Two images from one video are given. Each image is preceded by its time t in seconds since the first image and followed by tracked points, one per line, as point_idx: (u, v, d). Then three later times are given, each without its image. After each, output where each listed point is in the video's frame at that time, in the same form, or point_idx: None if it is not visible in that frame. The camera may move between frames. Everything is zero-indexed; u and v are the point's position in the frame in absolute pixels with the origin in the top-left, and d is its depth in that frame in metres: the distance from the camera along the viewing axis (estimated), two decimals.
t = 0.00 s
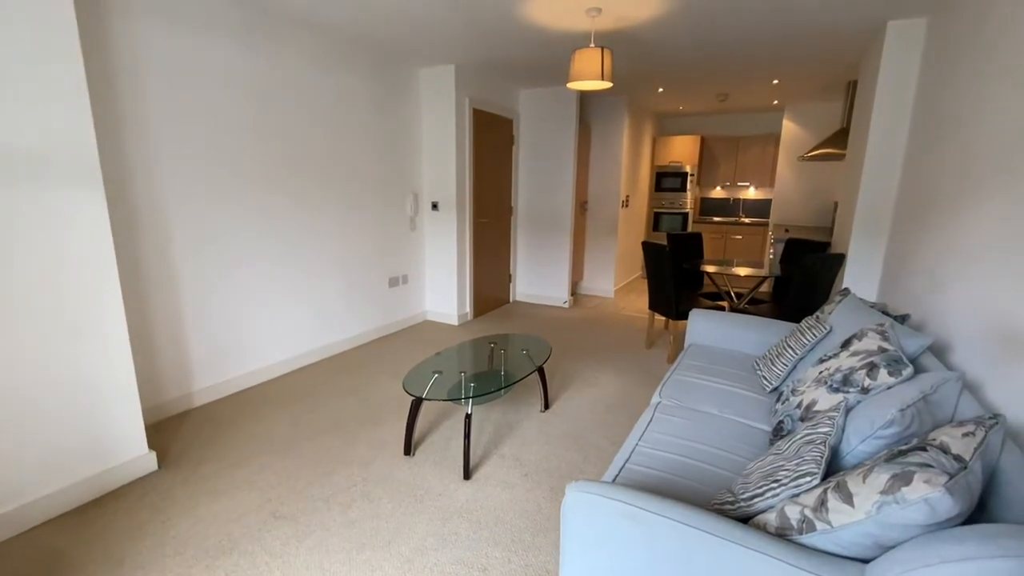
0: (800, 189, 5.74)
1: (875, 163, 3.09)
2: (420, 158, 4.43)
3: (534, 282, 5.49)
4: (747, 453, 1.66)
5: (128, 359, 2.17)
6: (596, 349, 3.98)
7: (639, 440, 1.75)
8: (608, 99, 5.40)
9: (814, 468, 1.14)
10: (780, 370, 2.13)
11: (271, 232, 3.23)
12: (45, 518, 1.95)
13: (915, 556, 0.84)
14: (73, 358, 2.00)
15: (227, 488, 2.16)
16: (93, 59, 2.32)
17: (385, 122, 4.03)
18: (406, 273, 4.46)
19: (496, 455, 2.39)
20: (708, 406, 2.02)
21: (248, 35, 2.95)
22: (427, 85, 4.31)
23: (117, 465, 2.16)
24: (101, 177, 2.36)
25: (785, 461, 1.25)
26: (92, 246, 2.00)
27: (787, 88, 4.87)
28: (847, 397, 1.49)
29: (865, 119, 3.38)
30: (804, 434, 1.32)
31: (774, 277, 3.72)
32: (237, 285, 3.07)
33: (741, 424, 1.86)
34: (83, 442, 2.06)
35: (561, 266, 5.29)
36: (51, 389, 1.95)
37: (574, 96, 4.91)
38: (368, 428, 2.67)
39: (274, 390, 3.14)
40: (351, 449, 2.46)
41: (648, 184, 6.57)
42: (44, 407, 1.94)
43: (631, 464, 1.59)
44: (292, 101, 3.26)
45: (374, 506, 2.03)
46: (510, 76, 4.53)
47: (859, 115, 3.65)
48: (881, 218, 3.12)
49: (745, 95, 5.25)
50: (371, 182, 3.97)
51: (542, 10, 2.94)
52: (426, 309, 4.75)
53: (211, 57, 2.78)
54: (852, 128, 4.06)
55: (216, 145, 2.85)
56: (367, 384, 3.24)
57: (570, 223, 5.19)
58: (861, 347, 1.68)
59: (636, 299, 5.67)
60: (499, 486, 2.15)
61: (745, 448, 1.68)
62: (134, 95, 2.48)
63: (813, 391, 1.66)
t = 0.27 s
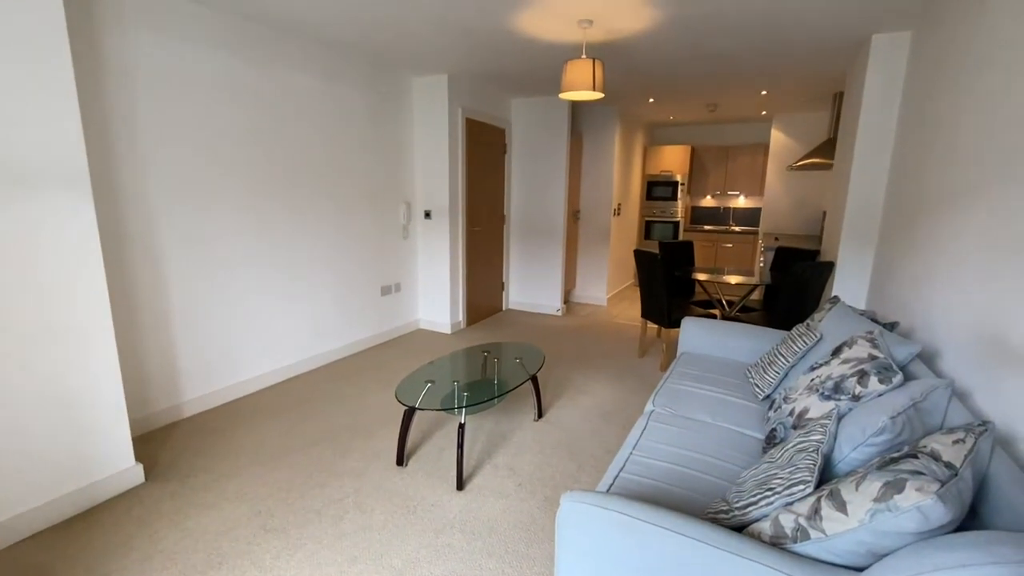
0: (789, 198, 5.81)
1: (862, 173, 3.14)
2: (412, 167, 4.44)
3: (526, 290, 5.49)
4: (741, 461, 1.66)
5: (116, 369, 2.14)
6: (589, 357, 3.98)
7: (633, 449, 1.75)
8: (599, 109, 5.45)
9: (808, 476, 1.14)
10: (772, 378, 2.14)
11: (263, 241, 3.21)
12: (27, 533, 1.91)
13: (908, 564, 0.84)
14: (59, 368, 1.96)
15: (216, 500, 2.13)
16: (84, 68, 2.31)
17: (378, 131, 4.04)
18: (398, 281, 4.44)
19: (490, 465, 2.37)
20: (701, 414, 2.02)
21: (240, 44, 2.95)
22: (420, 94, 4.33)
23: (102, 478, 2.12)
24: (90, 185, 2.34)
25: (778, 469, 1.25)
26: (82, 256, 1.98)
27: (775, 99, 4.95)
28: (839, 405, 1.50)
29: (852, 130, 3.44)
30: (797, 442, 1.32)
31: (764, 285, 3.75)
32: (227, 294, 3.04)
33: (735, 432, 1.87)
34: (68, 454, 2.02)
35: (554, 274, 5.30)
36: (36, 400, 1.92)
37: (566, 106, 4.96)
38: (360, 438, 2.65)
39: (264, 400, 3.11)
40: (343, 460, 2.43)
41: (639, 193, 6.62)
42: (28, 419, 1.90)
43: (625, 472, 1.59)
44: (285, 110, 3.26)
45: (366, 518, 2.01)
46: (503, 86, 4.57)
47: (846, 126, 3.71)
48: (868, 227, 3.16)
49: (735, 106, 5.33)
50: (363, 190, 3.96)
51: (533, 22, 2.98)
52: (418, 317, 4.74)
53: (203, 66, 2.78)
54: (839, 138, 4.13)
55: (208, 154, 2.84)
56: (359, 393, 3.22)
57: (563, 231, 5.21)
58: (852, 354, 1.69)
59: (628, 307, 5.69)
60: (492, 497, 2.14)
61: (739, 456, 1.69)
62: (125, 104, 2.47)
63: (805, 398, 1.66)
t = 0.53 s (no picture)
0: (773, 204, 5.90)
1: (846, 180, 3.19)
2: (400, 173, 4.41)
3: (515, 297, 5.48)
4: (734, 469, 1.66)
5: (94, 381, 2.07)
6: (578, 363, 3.98)
7: (625, 458, 1.73)
8: (587, 116, 5.48)
9: (803, 485, 1.14)
10: (762, 384, 2.15)
11: (248, 248, 3.15)
12: None
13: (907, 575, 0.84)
14: (34, 380, 1.89)
15: (198, 516, 2.06)
16: (62, 72, 2.25)
17: (366, 137, 4.01)
18: (386, 288, 4.40)
19: (481, 475, 2.34)
20: (693, 421, 2.02)
21: (224, 48, 2.91)
22: (408, 100, 4.31)
23: (80, 494, 2.04)
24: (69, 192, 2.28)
25: (772, 478, 1.25)
26: (59, 262, 1.92)
27: (759, 107, 5.02)
28: (830, 412, 1.51)
29: (835, 138, 3.50)
30: (790, 449, 1.32)
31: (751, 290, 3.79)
32: (211, 302, 2.97)
33: (726, 439, 1.87)
34: (43, 470, 1.94)
35: (543, 280, 5.30)
36: (9, 413, 1.84)
37: (554, 113, 4.98)
38: (347, 449, 2.60)
39: (249, 411, 3.04)
40: (330, 472, 2.38)
41: (627, 199, 6.67)
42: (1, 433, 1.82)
43: (618, 482, 1.57)
44: (270, 115, 3.21)
45: (355, 531, 1.96)
46: (491, 92, 4.57)
47: (829, 134, 3.77)
48: (852, 233, 3.21)
49: (720, 114, 5.40)
50: (350, 196, 3.92)
51: (523, 29, 2.99)
52: (406, 325, 4.69)
53: (187, 70, 2.72)
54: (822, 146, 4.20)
55: (191, 159, 2.78)
56: (346, 403, 3.16)
57: (551, 238, 5.21)
58: (841, 361, 1.70)
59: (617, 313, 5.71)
60: (483, 508, 2.11)
61: (732, 464, 1.69)
62: (106, 108, 2.41)
63: (796, 405, 1.67)
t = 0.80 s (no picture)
0: (757, 208, 5.98)
1: (832, 185, 3.23)
2: (387, 176, 4.34)
3: (503, 301, 5.44)
4: (734, 475, 1.64)
5: (70, 393, 1.96)
6: (568, 368, 3.95)
7: (625, 466, 1.71)
8: (574, 120, 5.48)
9: (812, 494, 1.12)
10: (757, 389, 2.15)
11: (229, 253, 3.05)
12: None
13: None
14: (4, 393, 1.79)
15: (180, 533, 1.97)
16: (35, 69, 2.15)
17: (352, 140, 3.94)
18: (373, 294, 4.32)
19: (474, 484, 2.29)
20: (690, 427, 2.01)
21: (206, 48, 2.82)
22: (394, 102, 4.25)
23: (53, 513, 1.94)
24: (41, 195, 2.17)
25: (778, 486, 1.23)
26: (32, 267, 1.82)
27: (744, 112, 5.08)
28: (831, 417, 1.50)
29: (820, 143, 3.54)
30: (794, 456, 1.31)
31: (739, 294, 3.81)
32: (193, 309, 2.87)
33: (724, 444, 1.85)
34: (14, 489, 1.83)
35: (531, 284, 5.27)
36: None
37: (542, 116, 4.96)
38: (336, 460, 2.52)
39: (233, 421, 2.94)
40: (319, 484, 2.31)
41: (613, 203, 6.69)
42: None
43: (619, 492, 1.54)
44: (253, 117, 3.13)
45: (346, 546, 1.90)
46: (479, 95, 4.54)
47: (814, 139, 3.82)
48: (839, 237, 3.25)
49: (706, 119, 5.45)
50: (337, 200, 3.85)
51: (513, 32, 2.97)
52: (394, 330, 4.61)
53: (167, 69, 2.63)
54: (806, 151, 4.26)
55: (172, 161, 2.69)
56: (333, 412, 3.08)
57: (540, 242, 5.19)
58: (839, 365, 1.70)
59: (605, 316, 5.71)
60: (478, 519, 2.06)
61: (732, 470, 1.67)
62: (82, 108, 2.31)
63: (795, 410, 1.66)
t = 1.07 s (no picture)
0: (742, 210, 6.05)
1: (821, 188, 3.25)
2: (374, 177, 4.24)
3: (492, 304, 5.38)
4: (742, 483, 1.62)
5: (43, 408, 1.83)
6: (560, 372, 3.91)
7: (631, 475, 1.66)
8: (562, 122, 5.46)
9: (835, 506, 1.09)
10: (758, 393, 2.14)
11: (211, 257, 2.93)
12: None
13: None
14: None
15: (162, 554, 1.86)
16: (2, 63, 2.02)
17: (338, 140, 3.84)
18: (360, 297, 4.22)
19: (472, 495, 2.23)
20: (693, 433, 1.98)
21: (186, 42, 2.70)
22: (381, 102, 4.16)
23: (25, 536, 1.81)
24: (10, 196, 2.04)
25: (797, 497, 1.20)
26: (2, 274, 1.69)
27: (730, 115, 5.13)
28: (841, 423, 1.48)
29: (807, 147, 3.58)
30: (810, 465, 1.28)
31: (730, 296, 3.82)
32: (172, 316, 2.75)
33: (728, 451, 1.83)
34: None
35: (520, 287, 5.22)
36: None
37: (531, 117, 4.93)
38: (326, 471, 2.43)
39: (216, 432, 2.82)
40: (309, 498, 2.22)
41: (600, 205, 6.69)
42: None
43: (629, 503, 1.50)
44: (235, 115, 3.01)
45: (341, 564, 1.81)
46: (467, 96, 4.47)
47: (801, 142, 3.87)
48: (829, 239, 3.28)
49: (692, 122, 5.48)
50: (322, 202, 3.74)
51: (507, 32, 2.92)
52: (381, 335, 4.51)
53: (145, 65, 2.51)
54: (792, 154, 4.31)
55: (150, 161, 2.56)
56: (321, 420, 2.98)
57: (528, 244, 5.15)
58: (844, 369, 1.69)
59: (593, 319, 5.69)
60: (478, 531, 1.99)
61: (740, 478, 1.64)
62: (53, 104, 2.18)
63: (802, 416, 1.64)
